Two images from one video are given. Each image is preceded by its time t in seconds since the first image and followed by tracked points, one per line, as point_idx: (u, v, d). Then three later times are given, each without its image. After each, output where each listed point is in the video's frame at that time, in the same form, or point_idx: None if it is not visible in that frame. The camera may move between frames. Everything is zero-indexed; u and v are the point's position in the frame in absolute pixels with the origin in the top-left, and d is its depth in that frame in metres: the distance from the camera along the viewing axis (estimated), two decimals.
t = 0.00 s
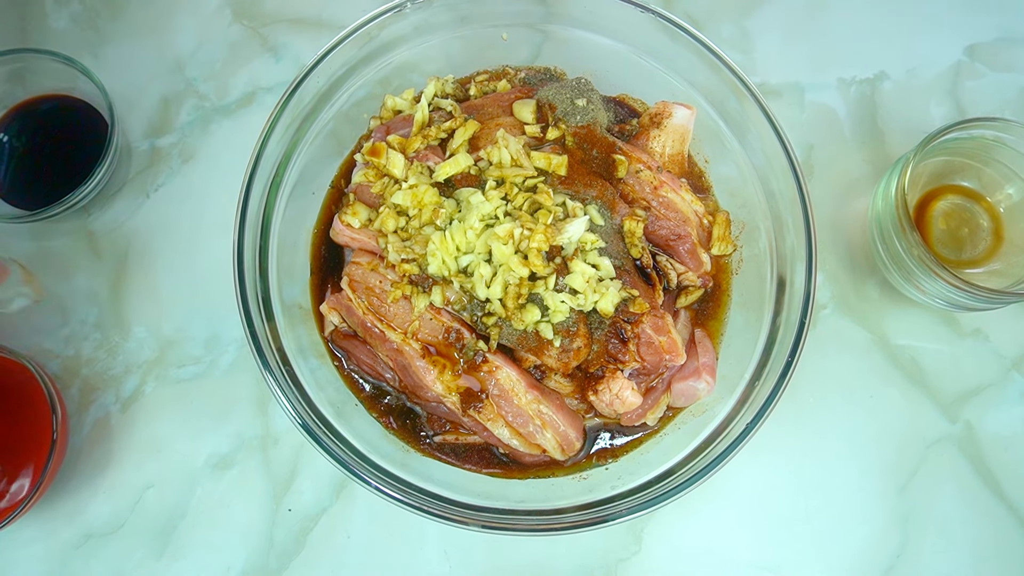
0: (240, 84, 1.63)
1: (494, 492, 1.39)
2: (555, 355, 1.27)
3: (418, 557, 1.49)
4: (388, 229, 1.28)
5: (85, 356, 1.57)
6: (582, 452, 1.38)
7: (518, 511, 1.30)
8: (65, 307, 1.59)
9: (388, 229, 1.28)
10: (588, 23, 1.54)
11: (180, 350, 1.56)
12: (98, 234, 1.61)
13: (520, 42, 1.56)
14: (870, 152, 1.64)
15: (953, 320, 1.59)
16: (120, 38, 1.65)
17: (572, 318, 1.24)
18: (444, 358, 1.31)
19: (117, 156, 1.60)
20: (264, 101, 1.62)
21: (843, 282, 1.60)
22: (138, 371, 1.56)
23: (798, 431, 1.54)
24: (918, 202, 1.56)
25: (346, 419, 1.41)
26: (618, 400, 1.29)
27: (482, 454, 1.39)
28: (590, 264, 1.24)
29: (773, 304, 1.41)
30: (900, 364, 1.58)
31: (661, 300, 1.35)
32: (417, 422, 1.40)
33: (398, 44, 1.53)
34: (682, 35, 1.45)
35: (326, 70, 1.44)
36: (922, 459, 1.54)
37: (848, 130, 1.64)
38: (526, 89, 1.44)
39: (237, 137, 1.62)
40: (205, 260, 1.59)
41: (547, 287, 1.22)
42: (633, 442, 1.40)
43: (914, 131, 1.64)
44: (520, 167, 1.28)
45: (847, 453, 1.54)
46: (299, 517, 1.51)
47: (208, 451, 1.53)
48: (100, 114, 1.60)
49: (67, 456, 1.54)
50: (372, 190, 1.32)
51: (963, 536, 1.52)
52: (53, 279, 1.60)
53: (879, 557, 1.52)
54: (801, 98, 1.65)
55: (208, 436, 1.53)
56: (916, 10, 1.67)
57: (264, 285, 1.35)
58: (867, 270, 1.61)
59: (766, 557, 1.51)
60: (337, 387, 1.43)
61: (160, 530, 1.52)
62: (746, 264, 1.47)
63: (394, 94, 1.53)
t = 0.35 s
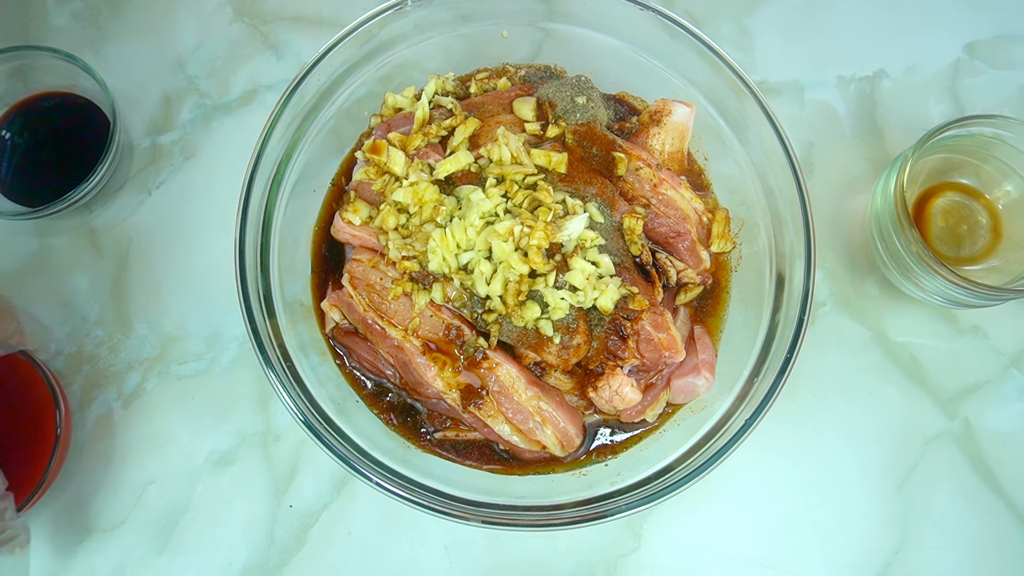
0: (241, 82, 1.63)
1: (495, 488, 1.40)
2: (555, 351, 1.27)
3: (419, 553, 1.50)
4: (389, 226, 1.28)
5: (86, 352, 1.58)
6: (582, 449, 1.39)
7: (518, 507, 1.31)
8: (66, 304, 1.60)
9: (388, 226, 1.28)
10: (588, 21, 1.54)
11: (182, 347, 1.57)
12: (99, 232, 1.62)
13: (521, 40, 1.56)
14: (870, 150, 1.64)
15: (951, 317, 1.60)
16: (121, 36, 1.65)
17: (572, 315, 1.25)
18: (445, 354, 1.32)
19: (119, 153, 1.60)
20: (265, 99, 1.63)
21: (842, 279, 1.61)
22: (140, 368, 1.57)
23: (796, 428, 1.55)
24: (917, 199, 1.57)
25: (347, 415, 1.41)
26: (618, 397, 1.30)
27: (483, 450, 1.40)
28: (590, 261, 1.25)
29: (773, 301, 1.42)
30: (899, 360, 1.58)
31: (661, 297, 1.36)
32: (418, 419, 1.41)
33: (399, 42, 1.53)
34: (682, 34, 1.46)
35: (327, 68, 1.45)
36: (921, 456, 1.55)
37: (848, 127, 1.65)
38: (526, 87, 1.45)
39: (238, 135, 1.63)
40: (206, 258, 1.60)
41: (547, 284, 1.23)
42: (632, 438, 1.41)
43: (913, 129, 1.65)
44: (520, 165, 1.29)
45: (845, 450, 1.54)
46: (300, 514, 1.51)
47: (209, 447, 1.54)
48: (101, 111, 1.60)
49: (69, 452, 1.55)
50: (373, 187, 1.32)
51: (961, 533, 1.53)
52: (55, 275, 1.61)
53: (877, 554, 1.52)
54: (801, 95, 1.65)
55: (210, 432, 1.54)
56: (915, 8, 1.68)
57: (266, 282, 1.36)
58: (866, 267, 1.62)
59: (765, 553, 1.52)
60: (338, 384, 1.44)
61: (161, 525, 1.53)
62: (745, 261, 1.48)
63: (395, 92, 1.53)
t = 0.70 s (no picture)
0: (240, 84, 1.64)
1: (492, 488, 1.39)
2: (552, 352, 1.28)
3: (418, 554, 1.50)
4: (388, 227, 1.29)
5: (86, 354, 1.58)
6: (580, 449, 1.40)
7: (516, 507, 1.31)
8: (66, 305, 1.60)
9: (387, 227, 1.29)
10: (585, 21, 1.53)
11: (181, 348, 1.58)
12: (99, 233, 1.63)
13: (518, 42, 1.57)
14: (867, 152, 1.65)
15: (948, 318, 1.60)
16: (121, 38, 1.66)
17: (569, 316, 1.26)
18: (442, 355, 1.32)
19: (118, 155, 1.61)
20: (263, 101, 1.64)
21: (839, 280, 1.62)
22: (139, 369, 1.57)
23: (794, 427, 1.56)
24: (913, 200, 1.57)
25: (346, 417, 1.42)
26: (615, 397, 1.30)
27: (481, 451, 1.41)
28: (587, 262, 1.25)
29: (770, 302, 1.42)
30: (896, 360, 1.59)
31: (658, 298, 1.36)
32: (416, 419, 1.42)
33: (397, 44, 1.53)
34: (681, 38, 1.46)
35: (325, 71, 1.45)
36: (918, 456, 1.55)
37: (845, 129, 1.65)
38: (524, 89, 1.46)
39: (238, 138, 1.65)
40: (205, 260, 1.60)
41: (545, 285, 1.23)
42: (630, 438, 1.42)
43: (910, 129, 1.65)
44: (518, 167, 1.29)
45: (843, 450, 1.55)
46: (299, 515, 1.52)
47: (208, 448, 1.55)
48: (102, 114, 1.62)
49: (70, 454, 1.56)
50: (371, 188, 1.34)
51: (958, 533, 1.53)
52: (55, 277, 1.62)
53: (875, 553, 1.52)
54: (798, 97, 1.66)
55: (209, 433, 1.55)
56: (912, 10, 1.69)
57: (264, 283, 1.37)
58: (864, 268, 1.62)
59: (764, 553, 1.52)
60: (337, 385, 1.44)
61: (161, 526, 1.53)
62: (742, 261, 1.48)
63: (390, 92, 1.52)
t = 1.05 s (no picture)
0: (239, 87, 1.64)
1: (491, 491, 1.39)
2: (551, 356, 1.28)
3: (417, 558, 1.50)
4: (386, 231, 1.31)
5: (85, 358, 1.58)
6: (579, 452, 1.40)
7: (515, 511, 1.31)
8: (65, 309, 1.60)
9: (385, 231, 1.31)
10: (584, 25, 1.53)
11: (180, 352, 1.57)
12: (98, 237, 1.63)
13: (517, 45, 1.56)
14: (866, 153, 1.65)
15: (948, 320, 1.60)
16: (119, 42, 1.66)
17: (568, 319, 1.27)
18: (441, 359, 1.33)
19: (116, 159, 1.60)
20: (262, 104, 1.64)
21: (839, 281, 1.61)
22: (138, 373, 1.57)
23: (794, 428, 1.55)
24: (912, 202, 1.57)
25: (345, 420, 1.41)
26: (614, 401, 1.30)
27: (480, 455, 1.41)
28: (586, 265, 1.28)
29: (769, 304, 1.41)
30: (897, 362, 1.58)
31: (657, 301, 1.37)
32: (415, 423, 1.41)
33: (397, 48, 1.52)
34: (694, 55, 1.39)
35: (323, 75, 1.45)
36: (918, 458, 1.55)
37: (845, 132, 1.65)
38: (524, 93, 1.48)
39: (237, 141, 1.63)
40: (204, 264, 1.60)
41: (543, 288, 1.26)
42: (630, 442, 1.41)
43: (910, 131, 1.65)
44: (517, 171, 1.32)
45: (844, 453, 1.54)
46: (298, 518, 1.51)
47: (208, 452, 1.54)
48: (99, 118, 1.61)
49: (69, 458, 1.55)
50: (369, 193, 1.35)
51: (959, 535, 1.53)
52: (53, 281, 1.61)
53: (875, 556, 1.52)
54: (797, 99, 1.66)
55: (208, 436, 1.54)
56: (911, 12, 1.68)
57: (263, 287, 1.38)
58: (864, 270, 1.62)
59: (766, 555, 1.51)
60: (335, 389, 1.43)
61: (159, 530, 1.53)
62: (741, 264, 1.49)
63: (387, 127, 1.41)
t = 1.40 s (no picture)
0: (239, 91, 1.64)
1: (490, 496, 1.38)
2: (551, 360, 1.29)
3: (416, 561, 1.50)
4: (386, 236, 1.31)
5: (85, 361, 1.58)
6: (579, 455, 1.40)
7: (515, 516, 1.31)
8: (65, 313, 1.60)
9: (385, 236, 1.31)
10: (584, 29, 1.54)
11: (180, 355, 1.57)
12: (97, 240, 1.63)
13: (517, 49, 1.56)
14: (865, 156, 1.65)
15: (947, 323, 1.60)
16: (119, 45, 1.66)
17: (568, 323, 1.28)
18: (442, 363, 1.34)
19: (116, 163, 1.60)
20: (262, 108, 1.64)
21: (838, 284, 1.62)
22: (138, 377, 1.57)
23: (793, 432, 1.55)
24: (911, 206, 1.57)
25: (345, 424, 1.40)
26: (614, 405, 1.30)
27: (480, 459, 1.41)
28: (586, 269, 1.26)
29: (769, 308, 1.41)
30: (895, 365, 1.59)
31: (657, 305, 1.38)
32: (414, 427, 1.42)
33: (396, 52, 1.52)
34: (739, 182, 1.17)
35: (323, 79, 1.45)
36: (917, 462, 1.55)
37: (844, 136, 1.66)
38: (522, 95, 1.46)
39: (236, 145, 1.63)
40: (204, 267, 1.60)
41: (543, 293, 1.26)
42: (630, 445, 1.42)
43: (909, 135, 1.65)
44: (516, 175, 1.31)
45: (843, 457, 1.55)
46: (298, 522, 1.51)
47: (208, 456, 1.54)
48: (99, 121, 1.61)
49: (69, 462, 1.55)
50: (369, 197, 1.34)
51: (958, 538, 1.53)
52: (53, 284, 1.61)
53: (875, 559, 1.52)
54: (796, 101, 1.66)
55: (208, 440, 1.54)
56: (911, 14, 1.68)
57: (263, 291, 1.39)
58: (863, 273, 1.62)
59: (765, 560, 1.52)
60: (335, 394, 1.42)
61: (159, 534, 1.53)
62: (741, 268, 1.49)
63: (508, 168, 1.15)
